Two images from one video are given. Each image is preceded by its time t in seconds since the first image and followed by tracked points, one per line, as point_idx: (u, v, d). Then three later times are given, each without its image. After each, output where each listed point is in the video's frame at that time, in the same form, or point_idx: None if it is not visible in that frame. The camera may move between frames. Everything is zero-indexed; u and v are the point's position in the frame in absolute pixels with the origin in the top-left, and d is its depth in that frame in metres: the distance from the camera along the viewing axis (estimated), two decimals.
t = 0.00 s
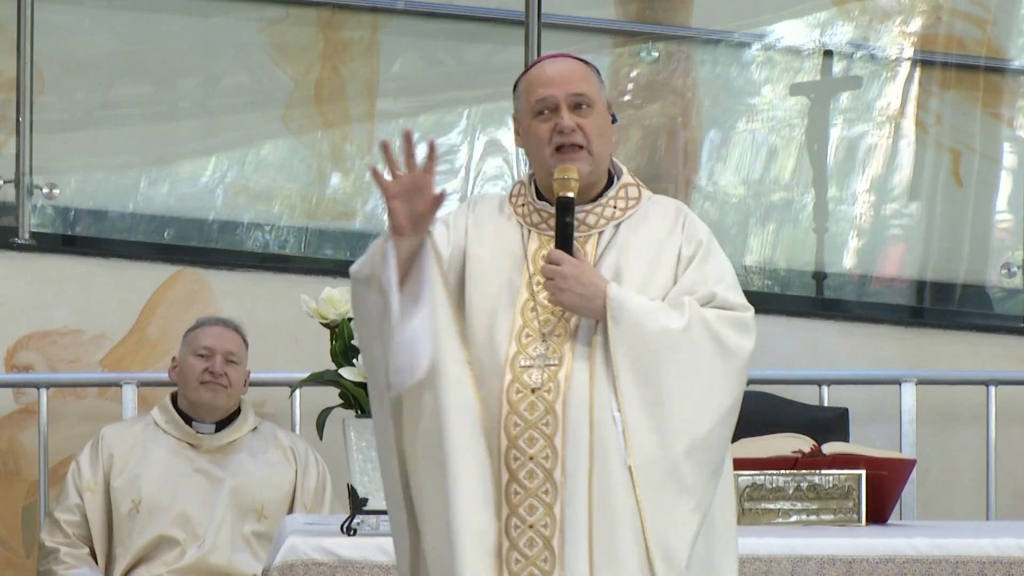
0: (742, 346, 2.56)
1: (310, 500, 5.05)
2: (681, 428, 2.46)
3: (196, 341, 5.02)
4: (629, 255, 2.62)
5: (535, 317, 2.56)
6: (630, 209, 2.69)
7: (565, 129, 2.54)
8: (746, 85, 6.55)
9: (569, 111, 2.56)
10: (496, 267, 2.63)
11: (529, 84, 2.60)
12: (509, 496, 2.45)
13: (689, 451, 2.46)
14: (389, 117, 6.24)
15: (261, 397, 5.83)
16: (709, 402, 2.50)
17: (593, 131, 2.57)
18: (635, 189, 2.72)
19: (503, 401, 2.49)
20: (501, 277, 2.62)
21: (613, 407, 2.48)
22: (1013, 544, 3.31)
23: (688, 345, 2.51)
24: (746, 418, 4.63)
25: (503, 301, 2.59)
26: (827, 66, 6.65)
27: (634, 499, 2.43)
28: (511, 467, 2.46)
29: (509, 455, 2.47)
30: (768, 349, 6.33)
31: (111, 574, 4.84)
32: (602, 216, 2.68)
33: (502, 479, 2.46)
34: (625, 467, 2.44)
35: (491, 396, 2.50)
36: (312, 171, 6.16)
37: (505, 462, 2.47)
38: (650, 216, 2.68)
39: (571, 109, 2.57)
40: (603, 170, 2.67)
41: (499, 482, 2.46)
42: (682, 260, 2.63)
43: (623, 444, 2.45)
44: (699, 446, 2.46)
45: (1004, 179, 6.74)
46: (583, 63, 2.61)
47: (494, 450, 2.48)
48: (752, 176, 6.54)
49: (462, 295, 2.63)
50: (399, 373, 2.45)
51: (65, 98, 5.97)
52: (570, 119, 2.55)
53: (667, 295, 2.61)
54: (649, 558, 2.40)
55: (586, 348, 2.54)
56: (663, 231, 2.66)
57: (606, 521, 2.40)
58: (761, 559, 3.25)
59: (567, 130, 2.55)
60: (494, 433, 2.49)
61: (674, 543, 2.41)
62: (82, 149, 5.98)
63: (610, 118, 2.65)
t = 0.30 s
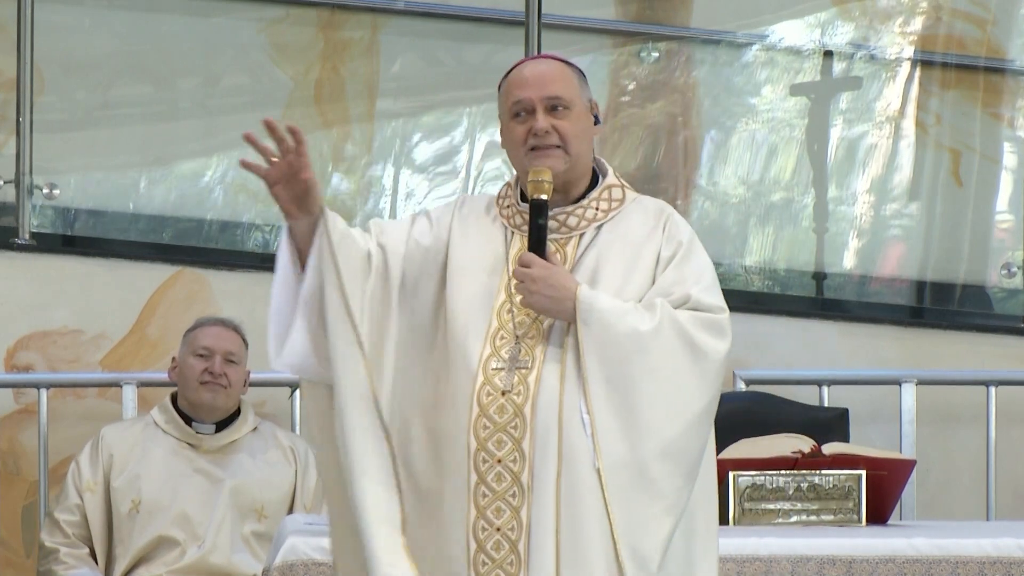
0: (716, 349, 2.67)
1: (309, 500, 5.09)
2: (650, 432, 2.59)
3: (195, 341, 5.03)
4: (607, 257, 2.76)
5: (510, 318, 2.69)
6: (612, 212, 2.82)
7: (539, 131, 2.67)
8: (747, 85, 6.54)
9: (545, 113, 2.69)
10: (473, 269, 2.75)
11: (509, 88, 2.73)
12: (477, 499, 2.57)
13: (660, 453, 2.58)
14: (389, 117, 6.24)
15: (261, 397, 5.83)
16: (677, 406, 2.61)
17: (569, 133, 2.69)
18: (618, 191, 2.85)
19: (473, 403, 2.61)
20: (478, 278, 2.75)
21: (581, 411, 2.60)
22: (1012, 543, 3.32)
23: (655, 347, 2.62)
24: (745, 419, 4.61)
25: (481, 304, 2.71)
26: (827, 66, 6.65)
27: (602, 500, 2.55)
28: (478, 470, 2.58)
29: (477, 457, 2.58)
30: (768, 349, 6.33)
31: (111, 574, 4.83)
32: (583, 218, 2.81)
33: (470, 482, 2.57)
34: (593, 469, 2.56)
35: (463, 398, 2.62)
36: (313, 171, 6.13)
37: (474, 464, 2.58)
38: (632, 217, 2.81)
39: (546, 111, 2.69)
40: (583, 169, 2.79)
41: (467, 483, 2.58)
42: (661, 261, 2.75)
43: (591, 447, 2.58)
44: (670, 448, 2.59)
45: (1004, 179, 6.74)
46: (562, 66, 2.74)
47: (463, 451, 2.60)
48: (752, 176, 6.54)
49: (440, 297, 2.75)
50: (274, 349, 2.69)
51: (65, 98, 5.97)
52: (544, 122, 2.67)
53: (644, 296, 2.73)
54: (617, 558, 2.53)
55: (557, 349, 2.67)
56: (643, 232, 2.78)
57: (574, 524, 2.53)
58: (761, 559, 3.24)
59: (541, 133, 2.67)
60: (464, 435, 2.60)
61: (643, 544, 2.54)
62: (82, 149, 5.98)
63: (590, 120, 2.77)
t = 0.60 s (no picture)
0: (705, 352, 2.80)
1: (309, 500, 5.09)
2: (638, 437, 2.71)
3: (193, 341, 5.03)
4: (594, 258, 2.90)
5: (500, 321, 2.83)
6: (601, 211, 2.96)
7: (519, 135, 2.80)
8: (747, 85, 6.54)
9: (526, 116, 2.83)
10: (465, 274, 2.89)
11: (494, 91, 2.88)
12: (466, 505, 2.69)
13: (649, 457, 2.71)
14: (389, 117, 6.24)
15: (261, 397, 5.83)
16: (665, 408, 2.74)
17: (550, 135, 2.82)
18: (607, 189, 2.99)
19: (462, 410, 2.74)
20: (468, 282, 2.88)
21: (569, 417, 2.73)
22: (1012, 544, 3.34)
23: (642, 350, 2.75)
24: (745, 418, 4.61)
25: (469, 309, 2.85)
26: (827, 66, 6.65)
27: (590, 504, 2.67)
28: (468, 476, 2.70)
29: (467, 463, 2.71)
30: (769, 349, 6.32)
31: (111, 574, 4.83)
32: (572, 218, 2.95)
33: (459, 489, 2.70)
34: (581, 474, 2.69)
35: (452, 403, 2.75)
36: (313, 171, 6.14)
37: (463, 470, 2.71)
38: (621, 216, 2.96)
39: (526, 115, 2.83)
40: (568, 168, 2.92)
41: (456, 490, 2.70)
42: (649, 263, 2.88)
43: (579, 453, 2.70)
44: (659, 453, 2.71)
45: (1003, 179, 6.74)
46: (545, 70, 2.88)
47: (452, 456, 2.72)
48: (752, 176, 6.54)
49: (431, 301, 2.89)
50: (212, 369, 2.78)
51: (65, 98, 5.97)
52: (524, 125, 2.81)
53: (632, 296, 2.87)
54: (606, 560, 2.65)
55: (544, 355, 2.81)
56: (632, 233, 2.92)
57: (563, 530, 2.65)
58: (761, 559, 3.24)
59: (521, 137, 2.81)
60: (454, 440, 2.72)
61: (633, 547, 2.67)
62: (82, 149, 5.98)
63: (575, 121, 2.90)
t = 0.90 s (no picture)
0: (697, 357, 2.85)
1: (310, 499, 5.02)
2: (633, 446, 2.80)
3: (187, 341, 5.02)
4: (590, 262, 2.95)
5: (495, 329, 2.94)
6: (597, 212, 3.01)
7: (507, 147, 2.82)
8: (747, 86, 6.54)
9: (514, 127, 2.83)
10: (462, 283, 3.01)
11: (485, 96, 2.88)
12: (466, 515, 2.83)
13: (644, 465, 2.79)
14: (389, 118, 6.24)
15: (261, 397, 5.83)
16: (658, 413, 2.82)
17: (537, 147, 2.83)
18: (603, 189, 3.04)
19: (460, 420, 2.87)
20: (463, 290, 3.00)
21: (564, 426, 2.82)
22: (1013, 544, 3.33)
23: (636, 357, 2.81)
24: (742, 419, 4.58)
25: (464, 319, 2.96)
26: (827, 66, 6.65)
27: (587, 512, 2.78)
28: (467, 486, 2.84)
29: (466, 474, 2.84)
30: (769, 349, 6.32)
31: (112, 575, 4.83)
32: (568, 221, 3.00)
33: (459, 499, 2.84)
34: (577, 483, 2.79)
35: (451, 415, 2.88)
36: (314, 171, 6.16)
37: (462, 480, 2.85)
38: (618, 217, 3.01)
39: (514, 125, 2.83)
40: (560, 173, 2.94)
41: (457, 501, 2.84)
42: (646, 264, 2.92)
43: (575, 463, 2.80)
44: (654, 460, 2.80)
45: (1004, 179, 6.74)
46: (535, 77, 2.87)
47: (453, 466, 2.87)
48: (752, 176, 6.54)
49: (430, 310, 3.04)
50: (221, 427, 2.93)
51: (65, 98, 5.98)
52: (512, 137, 2.82)
53: (628, 300, 2.92)
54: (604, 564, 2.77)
55: (539, 362, 2.90)
56: (628, 237, 2.97)
57: (559, 538, 2.76)
58: (761, 559, 3.24)
59: (509, 148, 2.82)
60: (453, 451, 2.86)
61: (630, 553, 2.77)
62: (83, 149, 5.98)
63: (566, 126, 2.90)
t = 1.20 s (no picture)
0: (692, 356, 2.65)
1: (309, 499, 5.07)
2: (634, 448, 2.58)
3: (184, 342, 5.01)
4: (590, 261, 2.77)
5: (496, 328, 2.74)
6: (597, 211, 2.83)
7: (499, 158, 2.66)
8: (746, 85, 6.54)
9: (505, 137, 2.66)
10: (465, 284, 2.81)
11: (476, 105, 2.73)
12: (466, 519, 2.65)
13: (644, 468, 2.58)
14: (389, 118, 6.24)
15: (261, 397, 5.83)
16: (657, 419, 2.60)
17: (529, 155, 2.67)
18: (603, 189, 2.86)
19: (460, 424, 2.71)
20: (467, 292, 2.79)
21: (563, 429, 2.62)
22: (1013, 544, 3.32)
23: (634, 360, 2.61)
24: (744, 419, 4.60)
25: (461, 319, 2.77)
26: (827, 67, 6.65)
27: (587, 516, 2.58)
28: (466, 489, 2.67)
29: (465, 477, 2.67)
30: (769, 349, 6.32)
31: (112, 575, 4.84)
32: (567, 221, 2.83)
33: (460, 503, 2.67)
34: (576, 486, 2.59)
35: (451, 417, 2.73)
36: (314, 172, 6.16)
37: (461, 482, 2.68)
38: (618, 216, 2.83)
39: (506, 136, 2.67)
40: (556, 180, 2.78)
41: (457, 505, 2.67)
42: (645, 264, 2.75)
43: (574, 465, 2.60)
44: (655, 462, 2.58)
45: (1004, 179, 6.74)
46: (524, 83, 2.70)
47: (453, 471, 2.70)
48: (752, 176, 6.55)
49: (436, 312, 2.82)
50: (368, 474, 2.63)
51: (65, 98, 5.98)
52: (503, 147, 2.66)
53: (627, 300, 2.74)
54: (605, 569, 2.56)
55: (537, 362, 2.71)
56: (628, 235, 2.79)
57: (558, 541, 2.56)
58: (761, 559, 3.24)
59: (501, 159, 2.66)
60: (453, 455, 2.70)
61: (632, 557, 2.56)
62: (82, 149, 5.99)
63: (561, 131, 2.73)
